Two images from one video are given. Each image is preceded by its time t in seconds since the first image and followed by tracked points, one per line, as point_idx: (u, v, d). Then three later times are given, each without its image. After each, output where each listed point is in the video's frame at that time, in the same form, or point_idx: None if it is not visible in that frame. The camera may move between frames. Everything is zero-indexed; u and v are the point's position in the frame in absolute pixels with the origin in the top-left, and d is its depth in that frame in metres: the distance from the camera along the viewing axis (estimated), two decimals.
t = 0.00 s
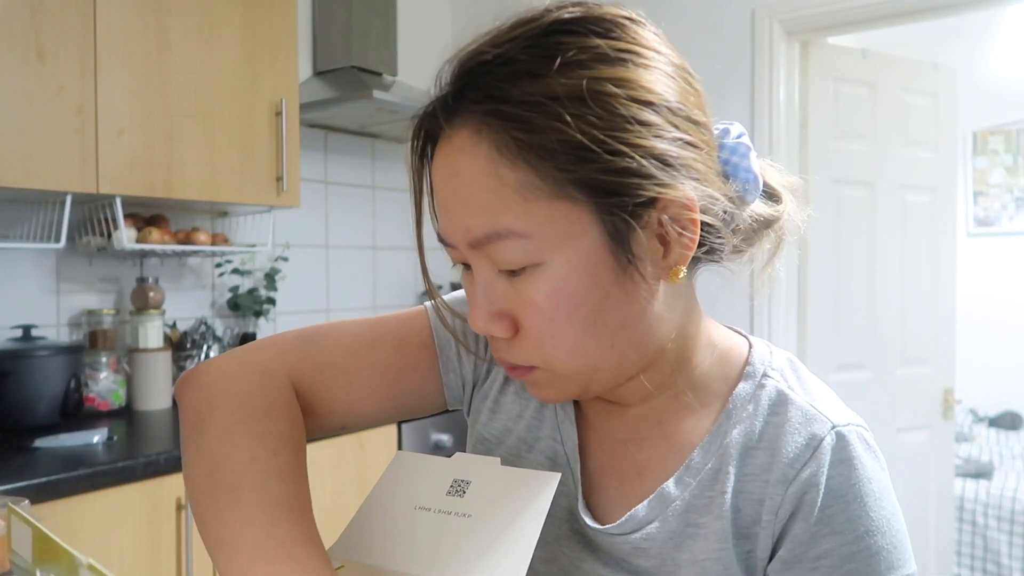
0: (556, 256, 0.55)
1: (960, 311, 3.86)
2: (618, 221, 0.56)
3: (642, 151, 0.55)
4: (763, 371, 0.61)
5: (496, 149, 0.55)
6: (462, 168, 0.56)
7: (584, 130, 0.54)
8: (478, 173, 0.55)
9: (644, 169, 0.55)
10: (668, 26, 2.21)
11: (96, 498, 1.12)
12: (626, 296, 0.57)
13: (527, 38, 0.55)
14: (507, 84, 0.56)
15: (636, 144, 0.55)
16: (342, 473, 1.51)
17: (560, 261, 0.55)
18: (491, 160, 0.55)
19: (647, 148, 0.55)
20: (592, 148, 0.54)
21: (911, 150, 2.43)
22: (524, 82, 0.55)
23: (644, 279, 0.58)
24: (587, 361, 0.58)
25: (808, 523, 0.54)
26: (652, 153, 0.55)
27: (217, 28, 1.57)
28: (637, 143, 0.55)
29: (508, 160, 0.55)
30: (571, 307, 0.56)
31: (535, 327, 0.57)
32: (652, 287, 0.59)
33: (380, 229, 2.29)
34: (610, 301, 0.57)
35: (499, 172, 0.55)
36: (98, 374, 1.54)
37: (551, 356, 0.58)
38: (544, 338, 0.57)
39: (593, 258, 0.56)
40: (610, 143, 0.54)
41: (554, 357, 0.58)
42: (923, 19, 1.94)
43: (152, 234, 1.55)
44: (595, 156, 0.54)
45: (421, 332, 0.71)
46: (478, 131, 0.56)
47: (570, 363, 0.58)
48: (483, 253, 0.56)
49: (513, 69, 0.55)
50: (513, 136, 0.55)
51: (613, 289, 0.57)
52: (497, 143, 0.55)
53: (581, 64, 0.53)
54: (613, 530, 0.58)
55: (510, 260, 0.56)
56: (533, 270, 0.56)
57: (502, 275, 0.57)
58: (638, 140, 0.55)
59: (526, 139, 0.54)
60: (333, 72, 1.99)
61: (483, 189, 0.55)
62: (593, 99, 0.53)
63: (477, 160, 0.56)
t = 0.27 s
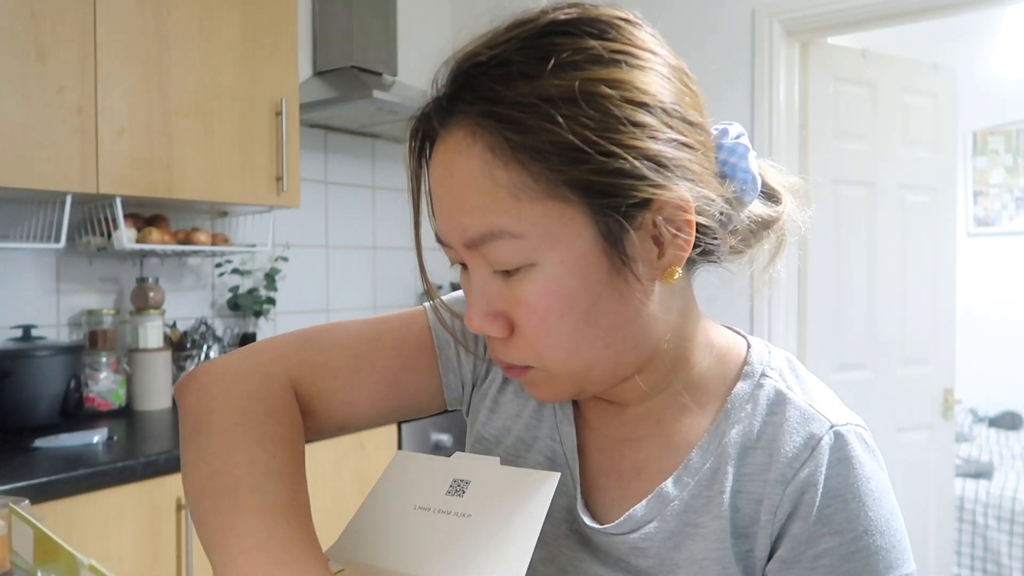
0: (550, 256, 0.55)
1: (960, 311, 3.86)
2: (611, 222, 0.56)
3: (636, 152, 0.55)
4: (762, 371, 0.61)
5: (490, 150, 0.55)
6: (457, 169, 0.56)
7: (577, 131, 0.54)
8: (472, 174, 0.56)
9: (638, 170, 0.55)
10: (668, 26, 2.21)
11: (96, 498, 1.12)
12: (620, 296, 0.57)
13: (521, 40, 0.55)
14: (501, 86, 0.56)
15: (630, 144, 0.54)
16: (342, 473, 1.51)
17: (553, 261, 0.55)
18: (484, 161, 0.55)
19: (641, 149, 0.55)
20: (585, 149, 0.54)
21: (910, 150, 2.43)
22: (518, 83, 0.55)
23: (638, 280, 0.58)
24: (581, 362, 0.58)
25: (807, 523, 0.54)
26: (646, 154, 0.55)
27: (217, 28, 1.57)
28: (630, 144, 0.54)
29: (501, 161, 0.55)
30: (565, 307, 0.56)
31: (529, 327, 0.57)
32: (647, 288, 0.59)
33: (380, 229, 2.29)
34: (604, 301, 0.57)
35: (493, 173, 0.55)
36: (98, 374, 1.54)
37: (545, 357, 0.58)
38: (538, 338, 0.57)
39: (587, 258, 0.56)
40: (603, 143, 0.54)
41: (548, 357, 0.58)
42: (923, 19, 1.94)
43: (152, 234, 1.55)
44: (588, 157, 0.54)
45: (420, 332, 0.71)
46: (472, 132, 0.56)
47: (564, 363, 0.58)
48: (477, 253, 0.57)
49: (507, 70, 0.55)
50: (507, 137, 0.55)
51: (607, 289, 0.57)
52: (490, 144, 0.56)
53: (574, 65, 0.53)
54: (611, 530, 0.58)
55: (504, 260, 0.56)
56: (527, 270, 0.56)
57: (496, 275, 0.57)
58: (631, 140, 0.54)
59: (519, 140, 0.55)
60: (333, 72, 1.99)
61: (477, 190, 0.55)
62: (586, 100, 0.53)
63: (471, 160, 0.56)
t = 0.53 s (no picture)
0: (548, 252, 0.55)
1: (960, 311, 3.86)
2: (609, 219, 0.55)
3: (633, 150, 0.54)
4: (761, 368, 0.61)
5: (488, 147, 0.56)
6: (455, 165, 0.57)
7: (575, 128, 0.54)
8: (470, 170, 0.56)
9: (635, 168, 0.55)
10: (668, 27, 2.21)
11: (95, 498, 1.12)
12: (617, 294, 0.57)
13: (520, 38, 0.55)
14: (501, 84, 0.56)
15: (627, 142, 0.54)
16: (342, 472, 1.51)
17: (550, 258, 0.55)
18: (483, 158, 0.56)
19: (638, 147, 0.55)
20: (582, 146, 0.54)
21: (910, 150, 2.43)
22: (517, 81, 0.55)
23: (636, 278, 0.58)
24: (578, 359, 0.58)
25: (806, 522, 0.53)
26: (643, 152, 0.55)
27: (217, 28, 1.57)
28: (627, 142, 0.54)
29: (499, 158, 0.55)
30: (563, 303, 0.56)
31: (526, 323, 0.57)
32: (644, 285, 0.59)
33: (380, 229, 2.29)
34: (601, 298, 0.57)
35: (491, 169, 0.55)
36: (98, 374, 1.54)
37: (542, 353, 0.58)
38: (535, 334, 0.57)
39: (584, 255, 0.56)
40: (599, 141, 0.54)
41: (546, 353, 0.58)
42: (923, 19, 1.94)
43: (152, 234, 1.55)
44: (585, 155, 0.54)
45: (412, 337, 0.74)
46: (471, 129, 0.57)
47: (561, 359, 0.58)
48: (475, 249, 0.57)
49: (505, 69, 0.56)
50: (505, 134, 0.55)
51: (604, 286, 0.57)
52: (489, 141, 0.56)
53: (572, 63, 0.53)
54: (608, 525, 0.58)
55: (501, 256, 0.56)
56: (525, 265, 0.56)
57: (494, 271, 0.57)
58: (629, 138, 0.54)
59: (516, 137, 0.55)
60: (332, 72, 1.99)
61: (475, 186, 0.55)
62: (583, 98, 0.53)
63: (470, 157, 0.56)
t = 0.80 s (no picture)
0: (558, 253, 0.55)
1: (960, 311, 3.86)
2: (619, 219, 0.56)
3: (642, 149, 0.55)
4: (759, 368, 0.61)
5: (496, 147, 0.56)
6: (462, 167, 0.56)
7: (585, 128, 0.54)
8: (479, 170, 0.56)
9: (644, 168, 0.55)
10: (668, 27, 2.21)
11: (95, 498, 1.12)
12: (627, 294, 0.57)
13: (527, 37, 0.55)
14: (508, 84, 0.56)
15: (636, 141, 0.54)
16: (341, 472, 1.51)
17: (561, 258, 0.55)
18: (491, 158, 0.55)
19: (647, 146, 0.55)
20: (593, 146, 0.54)
21: (910, 150, 2.43)
22: (525, 80, 0.55)
23: (645, 278, 0.58)
24: (587, 361, 0.58)
25: (805, 522, 0.53)
26: (652, 151, 0.55)
27: (217, 28, 1.57)
28: (637, 141, 0.54)
29: (508, 158, 0.55)
30: (573, 305, 0.56)
31: (535, 325, 0.57)
32: (652, 285, 0.59)
33: (380, 229, 2.29)
34: (611, 299, 0.57)
35: (501, 170, 0.55)
36: (98, 374, 1.54)
37: (550, 355, 0.58)
38: (545, 337, 0.57)
39: (594, 255, 0.56)
40: (610, 140, 0.54)
41: (555, 356, 0.58)
42: (923, 19, 1.94)
43: (152, 234, 1.55)
44: (597, 154, 0.54)
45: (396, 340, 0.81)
46: (478, 129, 0.57)
47: (571, 361, 0.58)
48: (483, 251, 0.56)
49: (513, 68, 0.56)
50: (514, 134, 0.55)
51: (613, 287, 0.57)
52: (498, 141, 0.56)
53: (582, 61, 0.53)
54: (605, 524, 0.58)
55: (511, 258, 0.56)
56: (535, 267, 0.56)
57: (502, 273, 0.57)
58: (637, 137, 0.54)
59: (526, 137, 0.55)
60: (332, 71, 2.00)
61: (485, 187, 0.55)
62: (594, 97, 0.53)
63: (478, 158, 0.56)
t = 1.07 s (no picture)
0: (571, 257, 0.55)
1: (960, 311, 3.86)
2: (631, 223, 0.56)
3: (655, 152, 0.55)
4: (761, 372, 0.61)
5: (508, 149, 0.55)
6: (473, 169, 0.56)
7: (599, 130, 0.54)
8: (492, 173, 0.55)
9: (658, 170, 0.55)
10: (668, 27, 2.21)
11: (95, 499, 1.12)
12: (639, 297, 0.57)
13: (539, 37, 0.55)
14: (520, 84, 0.55)
15: (650, 144, 0.55)
16: (341, 472, 1.51)
17: (574, 262, 0.55)
18: (504, 160, 0.55)
19: (660, 149, 0.55)
20: (609, 148, 0.54)
21: (910, 150, 2.43)
22: (539, 80, 0.54)
23: (658, 282, 0.58)
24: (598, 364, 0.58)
25: (805, 528, 0.53)
26: (665, 153, 0.55)
27: (217, 28, 1.57)
28: (650, 144, 0.55)
29: (522, 161, 0.55)
30: (586, 309, 0.56)
31: (546, 329, 0.57)
32: (663, 289, 0.59)
33: (380, 229, 2.29)
34: (623, 303, 0.57)
35: (514, 173, 0.55)
36: (98, 374, 1.54)
37: (561, 359, 0.58)
38: (556, 341, 0.57)
39: (607, 259, 0.55)
40: (625, 143, 0.54)
41: (565, 360, 0.58)
42: (924, 19, 1.94)
43: (152, 234, 1.55)
44: (612, 157, 0.54)
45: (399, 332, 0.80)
46: (490, 130, 0.56)
47: (582, 364, 0.58)
48: (495, 255, 0.56)
49: (525, 68, 0.55)
50: (528, 136, 0.55)
51: (625, 290, 0.57)
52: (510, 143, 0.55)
53: (596, 63, 0.53)
54: (604, 527, 0.58)
55: (523, 261, 0.55)
56: (547, 271, 0.56)
57: (513, 277, 0.57)
58: (651, 139, 0.54)
59: (540, 139, 0.54)
60: (332, 71, 2.00)
61: (498, 189, 0.55)
62: (608, 98, 0.53)
63: (490, 160, 0.56)
